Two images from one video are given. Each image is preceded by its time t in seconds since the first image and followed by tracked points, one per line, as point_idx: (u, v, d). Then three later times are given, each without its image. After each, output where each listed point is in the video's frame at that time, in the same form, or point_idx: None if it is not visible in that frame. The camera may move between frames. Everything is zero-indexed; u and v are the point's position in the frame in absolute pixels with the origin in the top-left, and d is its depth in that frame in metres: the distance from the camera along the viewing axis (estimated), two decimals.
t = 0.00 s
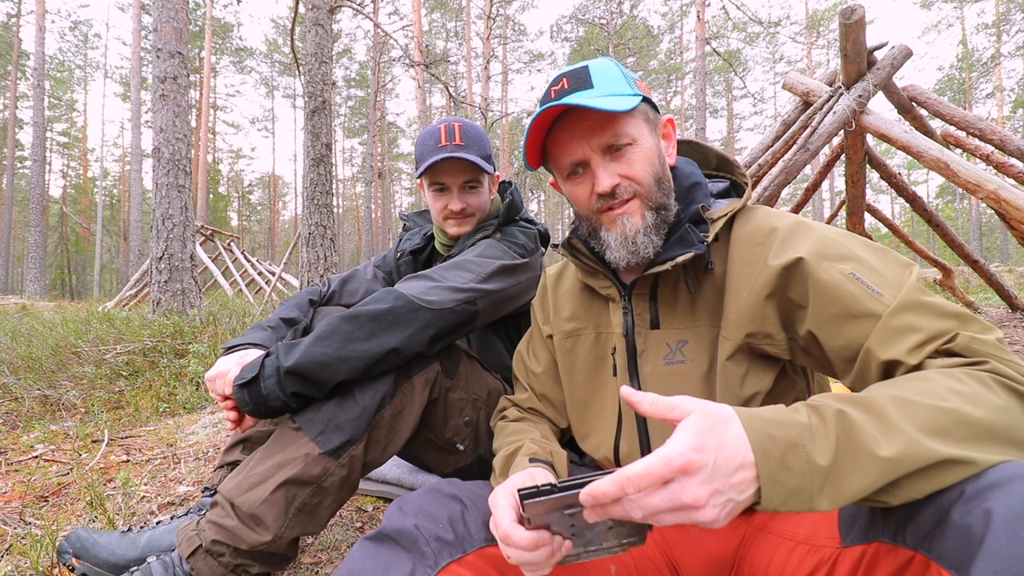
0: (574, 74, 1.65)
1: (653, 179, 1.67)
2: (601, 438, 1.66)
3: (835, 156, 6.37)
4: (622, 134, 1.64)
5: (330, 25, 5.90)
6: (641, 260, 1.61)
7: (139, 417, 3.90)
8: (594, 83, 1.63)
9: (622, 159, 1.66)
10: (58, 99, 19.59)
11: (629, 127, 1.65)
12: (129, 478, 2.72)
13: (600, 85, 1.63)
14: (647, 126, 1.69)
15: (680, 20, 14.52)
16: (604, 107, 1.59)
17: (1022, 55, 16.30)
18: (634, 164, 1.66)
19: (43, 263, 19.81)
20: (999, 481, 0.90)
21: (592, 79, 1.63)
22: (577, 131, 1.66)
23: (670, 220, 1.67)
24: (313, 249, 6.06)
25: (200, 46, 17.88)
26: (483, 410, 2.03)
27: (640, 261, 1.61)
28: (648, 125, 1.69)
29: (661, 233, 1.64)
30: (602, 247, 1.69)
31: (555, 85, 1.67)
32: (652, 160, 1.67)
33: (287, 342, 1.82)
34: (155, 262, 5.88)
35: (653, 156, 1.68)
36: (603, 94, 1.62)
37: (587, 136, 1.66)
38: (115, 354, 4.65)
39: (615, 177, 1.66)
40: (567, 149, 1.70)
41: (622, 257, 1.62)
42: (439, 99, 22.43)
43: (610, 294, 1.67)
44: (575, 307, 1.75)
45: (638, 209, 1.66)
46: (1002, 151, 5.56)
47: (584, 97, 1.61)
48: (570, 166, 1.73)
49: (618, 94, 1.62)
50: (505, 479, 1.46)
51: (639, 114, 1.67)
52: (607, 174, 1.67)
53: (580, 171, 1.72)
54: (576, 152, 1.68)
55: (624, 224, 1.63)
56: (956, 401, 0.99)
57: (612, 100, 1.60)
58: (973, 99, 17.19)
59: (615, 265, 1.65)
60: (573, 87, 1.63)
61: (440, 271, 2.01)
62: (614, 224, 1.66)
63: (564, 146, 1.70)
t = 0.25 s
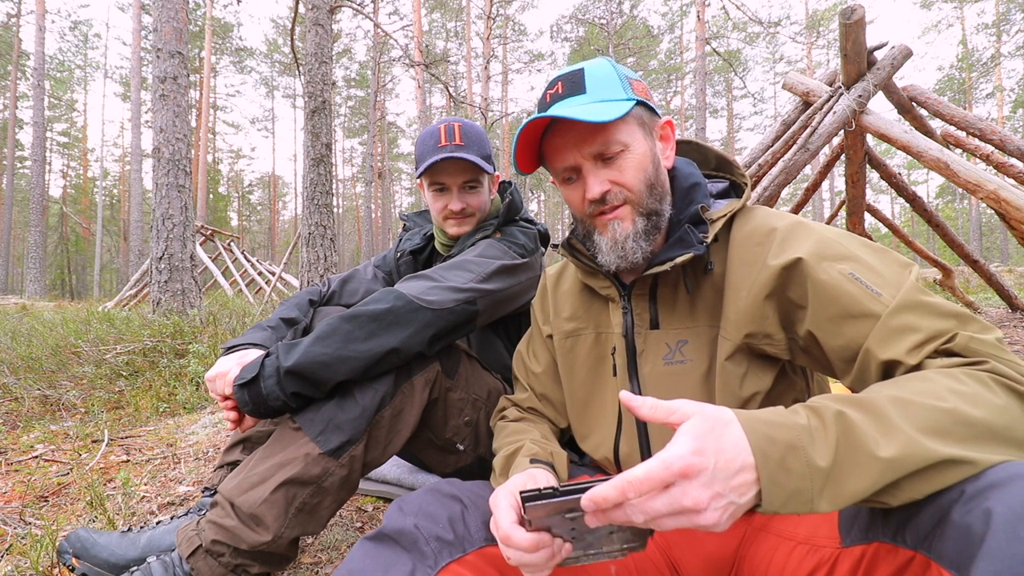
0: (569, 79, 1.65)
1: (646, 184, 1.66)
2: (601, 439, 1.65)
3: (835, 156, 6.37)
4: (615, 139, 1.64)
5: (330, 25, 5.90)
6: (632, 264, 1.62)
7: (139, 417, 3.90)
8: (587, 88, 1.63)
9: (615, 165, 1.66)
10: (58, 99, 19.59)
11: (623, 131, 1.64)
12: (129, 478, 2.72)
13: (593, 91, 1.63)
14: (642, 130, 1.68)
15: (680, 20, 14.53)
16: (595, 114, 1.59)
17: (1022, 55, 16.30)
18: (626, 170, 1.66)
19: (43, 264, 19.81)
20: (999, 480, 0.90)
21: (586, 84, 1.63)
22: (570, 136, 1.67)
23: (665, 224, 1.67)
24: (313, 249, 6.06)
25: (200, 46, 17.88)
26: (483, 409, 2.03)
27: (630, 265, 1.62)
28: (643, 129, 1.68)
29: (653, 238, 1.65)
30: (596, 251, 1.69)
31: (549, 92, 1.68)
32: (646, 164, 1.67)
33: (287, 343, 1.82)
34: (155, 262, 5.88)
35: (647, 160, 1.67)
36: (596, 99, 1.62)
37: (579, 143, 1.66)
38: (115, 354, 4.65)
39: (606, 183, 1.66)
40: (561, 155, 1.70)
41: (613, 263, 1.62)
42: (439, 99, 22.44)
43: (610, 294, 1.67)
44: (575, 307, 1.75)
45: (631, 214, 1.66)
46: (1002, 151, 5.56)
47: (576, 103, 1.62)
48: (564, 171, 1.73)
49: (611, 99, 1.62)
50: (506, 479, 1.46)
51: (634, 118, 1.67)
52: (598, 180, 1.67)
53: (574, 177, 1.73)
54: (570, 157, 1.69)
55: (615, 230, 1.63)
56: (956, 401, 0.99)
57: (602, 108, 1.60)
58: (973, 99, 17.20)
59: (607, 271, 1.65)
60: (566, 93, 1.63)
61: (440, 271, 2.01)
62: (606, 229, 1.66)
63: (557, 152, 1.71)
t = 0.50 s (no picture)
0: (574, 74, 1.64)
1: (652, 179, 1.67)
2: (601, 439, 1.65)
3: (835, 156, 6.37)
4: (621, 134, 1.64)
5: (330, 25, 5.90)
6: (638, 260, 1.62)
7: (140, 417, 3.90)
8: (594, 83, 1.63)
9: (622, 159, 1.66)
10: (58, 99, 19.59)
11: (628, 127, 1.65)
12: (129, 478, 2.73)
13: (601, 85, 1.63)
14: (646, 126, 1.68)
15: (679, 20, 14.53)
16: (603, 107, 1.59)
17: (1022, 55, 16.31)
18: (632, 164, 1.66)
19: (43, 264, 19.81)
20: (999, 481, 0.90)
21: (592, 78, 1.63)
22: (577, 131, 1.67)
23: (669, 220, 1.67)
24: (313, 249, 6.06)
25: (200, 46, 17.87)
26: (483, 409, 2.04)
27: (640, 260, 1.61)
28: (647, 125, 1.69)
29: (660, 233, 1.64)
30: (600, 248, 1.69)
31: (555, 84, 1.67)
32: (652, 159, 1.67)
33: (287, 343, 1.82)
34: (155, 262, 5.88)
35: (653, 156, 1.68)
36: (602, 94, 1.62)
37: (587, 136, 1.66)
38: (115, 354, 4.65)
39: (614, 177, 1.66)
40: (567, 148, 1.70)
41: (623, 257, 1.62)
42: (439, 99, 22.43)
43: (610, 294, 1.67)
44: (575, 307, 1.75)
45: (637, 209, 1.66)
46: (1002, 151, 5.56)
47: (584, 97, 1.61)
48: (569, 166, 1.73)
49: (618, 94, 1.62)
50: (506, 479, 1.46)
51: (638, 114, 1.67)
52: (606, 173, 1.66)
53: (579, 171, 1.72)
54: (576, 152, 1.68)
55: (623, 225, 1.63)
56: (955, 401, 0.99)
57: (612, 100, 1.60)
58: (973, 99, 17.20)
59: (615, 265, 1.65)
60: (572, 87, 1.63)
61: (440, 271, 2.01)
62: (614, 225, 1.66)
63: (564, 145, 1.70)
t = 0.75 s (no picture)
0: (573, 75, 1.64)
1: (653, 179, 1.67)
2: (601, 439, 1.65)
3: (835, 156, 6.37)
4: (621, 134, 1.64)
5: (330, 25, 5.90)
6: (640, 260, 1.60)
7: (140, 417, 3.90)
8: (593, 84, 1.63)
9: (622, 159, 1.66)
10: (58, 99, 19.59)
11: (628, 127, 1.65)
12: (129, 478, 2.73)
13: (600, 86, 1.63)
14: (646, 126, 1.69)
15: (679, 20, 14.53)
16: (603, 108, 1.59)
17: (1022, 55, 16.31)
18: (632, 165, 1.66)
19: (43, 264, 19.81)
20: (1000, 480, 0.90)
21: (591, 79, 1.63)
22: (576, 131, 1.67)
23: (669, 220, 1.67)
24: (313, 249, 6.06)
25: (200, 46, 17.87)
26: (483, 409, 2.04)
27: (640, 261, 1.61)
28: (647, 126, 1.69)
29: (661, 234, 1.64)
30: (600, 249, 1.69)
31: (555, 85, 1.67)
32: (651, 160, 1.67)
33: (287, 342, 1.82)
34: (155, 262, 5.88)
35: (653, 157, 1.68)
36: (602, 95, 1.62)
37: (587, 136, 1.66)
38: (115, 354, 4.65)
39: (614, 177, 1.66)
40: (566, 149, 1.70)
41: (623, 258, 1.62)
42: (439, 99, 22.44)
43: (610, 294, 1.67)
44: (575, 307, 1.75)
45: (638, 210, 1.66)
46: (1002, 151, 5.56)
47: (583, 97, 1.61)
48: (569, 167, 1.73)
49: (617, 95, 1.62)
50: (506, 479, 1.46)
51: (638, 115, 1.67)
52: (606, 174, 1.67)
53: (579, 172, 1.72)
54: (575, 153, 1.68)
55: (623, 225, 1.63)
56: (956, 401, 0.99)
57: (611, 101, 1.60)
58: (973, 99, 17.20)
59: (615, 266, 1.65)
60: (571, 88, 1.63)
61: (440, 271, 2.01)
62: (614, 225, 1.66)
63: (563, 146, 1.70)
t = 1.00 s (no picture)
0: (572, 76, 1.64)
1: (652, 180, 1.67)
2: (601, 439, 1.66)
3: (835, 156, 6.37)
4: (621, 135, 1.65)
5: (330, 25, 5.90)
6: (640, 261, 1.60)
7: (139, 417, 3.90)
8: (593, 84, 1.63)
9: (621, 160, 1.66)
10: (58, 99, 19.59)
11: (627, 128, 1.65)
12: (129, 478, 2.73)
13: (599, 86, 1.63)
14: (645, 127, 1.69)
15: (679, 20, 14.53)
16: (602, 109, 1.59)
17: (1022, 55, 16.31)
18: (632, 166, 1.66)
19: (43, 264, 19.80)
20: (999, 480, 0.90)
21: (590, 80, 1.63)
22: (576, 132, 1.66)
23: (670, 221, 1.67)
24: (313, 249, 6.06)
25: (200, 46, 17.87)
26: (483, 409, 2.03)
27: (640, 263, 1.60)
28: (646, 126, 1.69)
29: (661, 235, 1.64)
30: (599, 249, 1.69)
31: (554, 86, 1.67)
32: (651, 161, 1.67)
33: (287, 342, 1.82)
34: (155, 262, 5.88)
35: (652, 157, 1.68)
36: (601, 95, 1.62)
37: (586, 137, 1.66)
38: (115, 354, 4.65)
39: (614, 179, 1.66)
40: (566, 150, 1.69)
41: (623, 260, 1.61)
42: (439, 99, 22.44)
43: (610, 294, 1.67)
44: (575, 307, 1.75)
45: (638, 211, 1.66)
46: (1002, 151, 5.56)
47: (582, 98, 1.61)
48: (568, 168, 1.73)
49: (616, 96, 1.63)
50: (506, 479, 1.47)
51: (638, 116, 1.67)
52: (606, 175, 1.67)
53: (579, 173, 1.72)
54: (575, 153, 1.68)
55: (623, 227, 1.63)
56: (955, 401, 0.99)
57: (610, 102, 1.60)
58: (973, 99, 17.21)
59: (614, 267, 1.65)
60: (570, 89, 1.63)
61: (440, 271, 2.01)
62: (614, 226, 1.66)
63: (563, 148, 1.70)
